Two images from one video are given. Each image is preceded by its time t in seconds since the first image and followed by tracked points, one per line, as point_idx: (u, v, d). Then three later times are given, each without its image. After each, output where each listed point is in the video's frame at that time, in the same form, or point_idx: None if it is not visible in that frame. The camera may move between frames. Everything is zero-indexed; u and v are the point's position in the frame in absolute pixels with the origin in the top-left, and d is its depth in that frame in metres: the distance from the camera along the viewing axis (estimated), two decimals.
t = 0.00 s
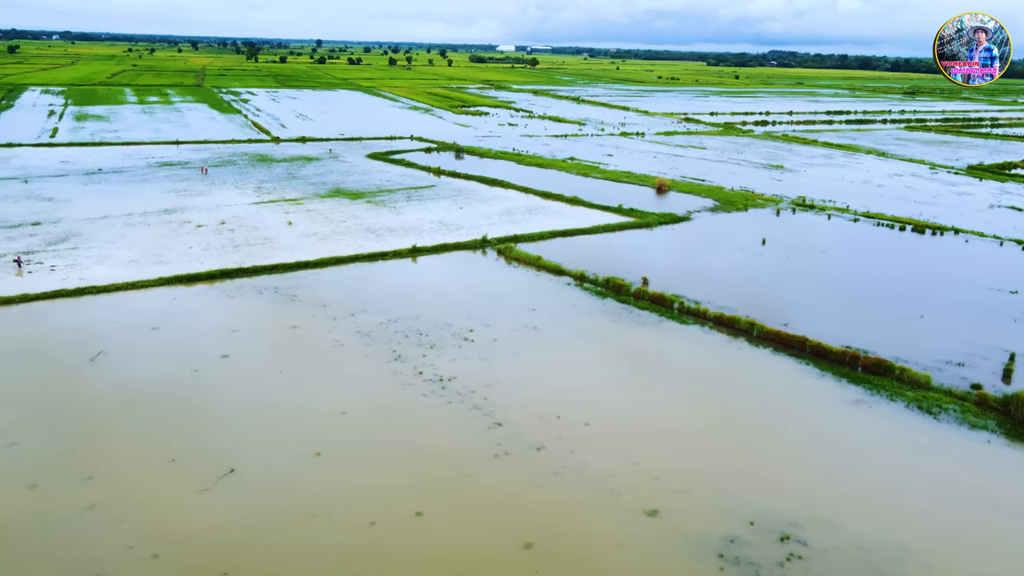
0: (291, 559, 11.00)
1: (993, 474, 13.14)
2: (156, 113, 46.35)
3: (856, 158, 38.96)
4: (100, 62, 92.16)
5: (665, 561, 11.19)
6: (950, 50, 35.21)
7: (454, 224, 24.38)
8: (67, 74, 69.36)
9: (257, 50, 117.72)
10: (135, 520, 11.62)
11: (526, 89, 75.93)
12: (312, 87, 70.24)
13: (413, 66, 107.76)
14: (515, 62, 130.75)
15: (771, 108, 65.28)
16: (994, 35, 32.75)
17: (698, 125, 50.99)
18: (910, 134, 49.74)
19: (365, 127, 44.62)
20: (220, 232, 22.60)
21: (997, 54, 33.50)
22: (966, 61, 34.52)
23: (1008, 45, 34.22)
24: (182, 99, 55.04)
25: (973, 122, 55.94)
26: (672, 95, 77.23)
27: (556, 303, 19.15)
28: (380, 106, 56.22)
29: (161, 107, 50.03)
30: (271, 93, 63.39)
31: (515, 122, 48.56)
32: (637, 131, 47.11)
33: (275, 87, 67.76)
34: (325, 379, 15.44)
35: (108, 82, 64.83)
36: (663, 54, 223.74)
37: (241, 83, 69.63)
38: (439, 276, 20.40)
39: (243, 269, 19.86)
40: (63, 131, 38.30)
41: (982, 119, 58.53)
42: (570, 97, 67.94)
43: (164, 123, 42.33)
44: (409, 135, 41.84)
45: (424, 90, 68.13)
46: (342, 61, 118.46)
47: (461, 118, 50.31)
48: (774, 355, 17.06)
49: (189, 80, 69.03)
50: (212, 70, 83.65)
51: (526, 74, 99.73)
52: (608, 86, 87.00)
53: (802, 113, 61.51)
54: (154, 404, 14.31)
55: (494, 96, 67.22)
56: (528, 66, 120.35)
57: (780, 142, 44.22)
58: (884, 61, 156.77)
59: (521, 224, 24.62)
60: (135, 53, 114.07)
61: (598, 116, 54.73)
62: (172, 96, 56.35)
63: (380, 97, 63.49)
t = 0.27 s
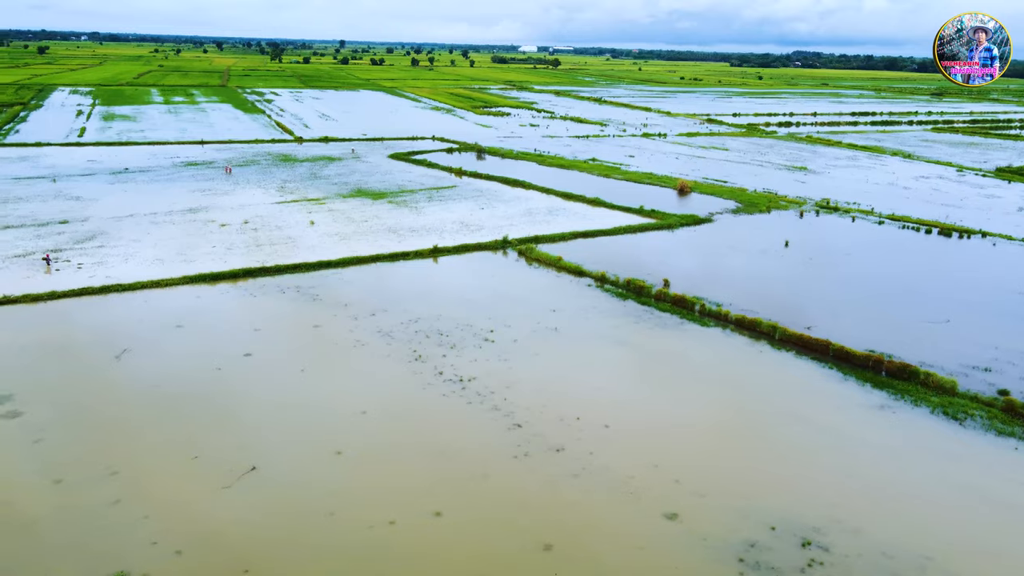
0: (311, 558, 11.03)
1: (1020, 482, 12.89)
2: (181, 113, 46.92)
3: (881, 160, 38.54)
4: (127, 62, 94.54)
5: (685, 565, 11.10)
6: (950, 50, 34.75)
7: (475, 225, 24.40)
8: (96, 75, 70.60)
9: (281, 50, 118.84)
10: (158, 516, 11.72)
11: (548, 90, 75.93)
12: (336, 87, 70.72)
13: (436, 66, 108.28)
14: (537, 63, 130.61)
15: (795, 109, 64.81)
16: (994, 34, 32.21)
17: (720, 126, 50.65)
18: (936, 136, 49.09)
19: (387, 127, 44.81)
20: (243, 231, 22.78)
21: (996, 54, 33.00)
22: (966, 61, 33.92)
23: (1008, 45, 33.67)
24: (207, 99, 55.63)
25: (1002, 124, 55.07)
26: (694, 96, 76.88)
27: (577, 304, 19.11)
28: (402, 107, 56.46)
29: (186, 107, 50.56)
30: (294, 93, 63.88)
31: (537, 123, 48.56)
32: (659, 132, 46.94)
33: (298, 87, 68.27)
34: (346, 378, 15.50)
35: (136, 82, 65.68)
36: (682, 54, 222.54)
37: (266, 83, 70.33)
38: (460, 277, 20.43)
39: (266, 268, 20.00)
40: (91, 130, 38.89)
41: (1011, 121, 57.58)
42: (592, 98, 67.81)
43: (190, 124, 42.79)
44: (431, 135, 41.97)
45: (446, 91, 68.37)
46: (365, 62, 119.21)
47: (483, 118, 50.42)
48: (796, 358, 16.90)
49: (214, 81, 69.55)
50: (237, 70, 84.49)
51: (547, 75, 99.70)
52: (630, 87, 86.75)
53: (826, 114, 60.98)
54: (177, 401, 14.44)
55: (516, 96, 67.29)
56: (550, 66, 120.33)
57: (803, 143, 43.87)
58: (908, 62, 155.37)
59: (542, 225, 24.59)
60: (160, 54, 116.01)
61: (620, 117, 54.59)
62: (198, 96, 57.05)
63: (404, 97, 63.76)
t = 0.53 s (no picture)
0: (331, 556, 11.06)
1: None
2: (207, 113, 47.43)
3: (907, 162, 38.08)
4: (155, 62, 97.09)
5: (705, 569, 11.01)
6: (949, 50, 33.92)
7: (496, 225, 24.40)
8: (124, 75, 71.66)
9: (305, 51, 119.97)
10: (181, 512, 11.82)
11: (570, 90, 75.86)
12: (358, 87, 71.19)
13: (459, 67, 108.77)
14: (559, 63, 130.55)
15: (819, 110, 64.29)
16: (993, 32, 31.65)
17: (743, 127, 50.30)
18: (964, 138, 48.40)
19: (408, 127, 44.99)
20: (266, 231, 22.95)
21: (996, 53, 32.21)
22: (966, 61, 33.08)
23: (1007, 45, 32.98)
24: (232, 99, 56.22)
25: None
26: (717, 96, 76.48)
27: (598, 305, 19.05)
28: (425, 107, 56.63)
29: (211, 107, 51.09)
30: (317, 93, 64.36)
31: (558, 124, 48.54)
32: (681, 133, 46.74)
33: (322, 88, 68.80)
34: (367, 377, 15.55)
35: (163, 82, 66.52)
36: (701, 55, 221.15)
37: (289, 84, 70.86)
38: (481, 277, 20.44)
39: (288, 267, 20.13)
40: (117, 130, 39.39)
41: None
42: (614, 99, 67.66)
43: (215, 123, 43.22)
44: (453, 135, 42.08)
45: (468, 91, 68.60)
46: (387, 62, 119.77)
47: (505, 119, 50.49)
48: (819, 362, 16.73)
49: (239, 82, 69.98)
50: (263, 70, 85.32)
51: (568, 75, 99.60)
52: (652, 87, 86.46)
53: (851, 115, 60.38)
54: (201, 398, 14.57)
55: (537, 97, 67.32)
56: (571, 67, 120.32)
57: (827, 145, 43.46)
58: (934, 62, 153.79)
59: (562, 226, 24.54)
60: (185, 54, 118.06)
61: (642, 118, 54.43)
62: (222, 96, 57.74)
63: (426, 97, 64.02)
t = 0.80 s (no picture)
0: (350, 555, 11.10)
1: None
2: (231, 113, 47.92)
3: (933, 164, 37.59)
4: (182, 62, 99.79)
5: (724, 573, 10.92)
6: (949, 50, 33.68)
7: (517, 226, 24.40)
8: (151, 76, 72.77)
9: (329, 51, 120.98)
10: (203, 509, 11.92)
11: (591, 91, 75.79)
12: (381, 88, 71.62)
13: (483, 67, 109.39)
14: (580, 64, 130.35)
15: (844, 111, 63.69)
16: (994, 33, 31.18)
17: (765, 128, 49.96)
18: (992, 140, 47.69)
19: (430, 128, 45.14)
20: (289, 230, 23.10)
21: (996, 53, 31.91)
22: (966, 61, 32.74)
23: (1008, 45, 32.66)
24: (256, 99, 56.75)
25: None
26: (741, 98, 76.06)
27: (618, 307, 18.98)
28: (446, 108, 56.79)
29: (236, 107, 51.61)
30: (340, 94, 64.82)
31: (580, 125, 48.49)
32: (703, 134, 46.54)
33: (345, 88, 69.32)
34: (388, 377, 15.60)
35: (190, 82, 67.31)
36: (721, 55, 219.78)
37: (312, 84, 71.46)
38: (501, 278, 20.44)
39: (310, 267, 20.25)
40: (143, 130, 39.83)
41: None
42: (636, 100, 67.50)
43: (240, 124, 43.61)
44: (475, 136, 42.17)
45: (489, 92, 68.80)
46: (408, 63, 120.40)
47: (526, 119, 50.52)
48: (841, 366, 16.56)
49: (265, 82, 70.88)
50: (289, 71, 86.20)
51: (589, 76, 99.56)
52: (674, 88, 86.16)
53: (876, 116, 59.70)
54: (223, 396, 14.69)
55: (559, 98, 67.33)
56: (592, 68, 120.17)
57: (852, 146, 43.06)
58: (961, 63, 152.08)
59: (584, 227, 24.50)
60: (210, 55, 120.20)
61: (664, 119, 54.24)
62: (246, 96, 58.33)
63: (448, 98, 64.26)
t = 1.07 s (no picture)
0: (370, 554, 11.14)
1: None
2: (255, 113, 48.35)
3: (961, 166, 37.08)
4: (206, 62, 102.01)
5: None
6: (950, 50, 33.09)
7: (537, 227, 24.37)
8: (178, 76, 73.75)
9: (352, 52, 121.92)
10: (224, 506, 12.02)
11: (613, 91, 75.65)
12: (403, 88, 72.04)
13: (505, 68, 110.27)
14: (603, 66, 129.91)
15: (869, 112, 63.00)
16: (995, 33, 30.51)
17: (789, 130, 49.59)
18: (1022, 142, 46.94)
19: (451, 128, 45.26)
20: (311, 230, 23.25)
21: (997, 54, 31.33)
22: (966, 61, 32.11)
23: (1008, 45, 31.97)
24: (280, 100, 57.25)
25: None
26: (765, 99, 75.54)
27: (639, 309, 18.89)
28: (468, 108, 56.88)
29: (260, 107, 52.08)
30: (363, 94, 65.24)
31: (602, 125, 48.41)
32: (726, 135, 46.30)
33: (367, 88, 69.79)
34: (408, 377, 15.64)
35: (215, 83, 68.05)
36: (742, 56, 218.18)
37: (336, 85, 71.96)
38: (522, 279, 20.43)
39: (331, 266, 20.36)
40: (169, 130, 40.16)
41: None
42: (658, 101, 67.28)
43: (264, 123, 43.95)
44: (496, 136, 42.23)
45: (510, 93, 68.82)
46: (430, 64, 120.85)
47: (548, 120, 50.51)
48: (865, 370, 16.37)
49: (288, 82, 71.53)
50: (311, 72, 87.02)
51: (610, 76, 99.30)
52: (697, 89, 85.81)
53: (902, 118, 59.03)
54: (245, 394, 14.80)
55: (581, 99, 67.24)
56: (614, 69, 119.79)
57: (877, 148, 42.61)
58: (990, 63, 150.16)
59: (604, 228, 24.43)
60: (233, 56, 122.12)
61: (686, 120, 53.97)
62: (269, 97, 58.79)
63: (470, 98, 64.41)
